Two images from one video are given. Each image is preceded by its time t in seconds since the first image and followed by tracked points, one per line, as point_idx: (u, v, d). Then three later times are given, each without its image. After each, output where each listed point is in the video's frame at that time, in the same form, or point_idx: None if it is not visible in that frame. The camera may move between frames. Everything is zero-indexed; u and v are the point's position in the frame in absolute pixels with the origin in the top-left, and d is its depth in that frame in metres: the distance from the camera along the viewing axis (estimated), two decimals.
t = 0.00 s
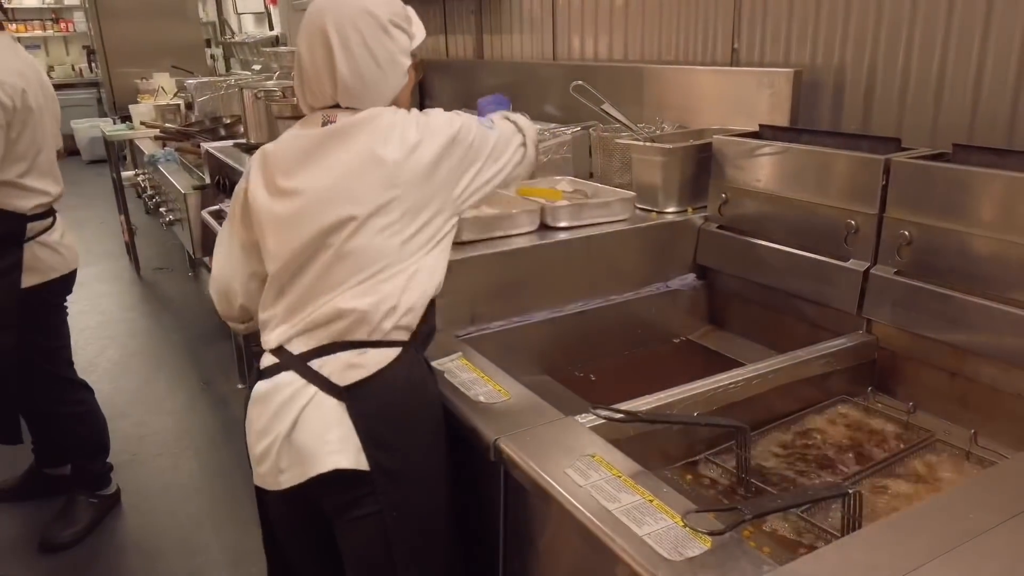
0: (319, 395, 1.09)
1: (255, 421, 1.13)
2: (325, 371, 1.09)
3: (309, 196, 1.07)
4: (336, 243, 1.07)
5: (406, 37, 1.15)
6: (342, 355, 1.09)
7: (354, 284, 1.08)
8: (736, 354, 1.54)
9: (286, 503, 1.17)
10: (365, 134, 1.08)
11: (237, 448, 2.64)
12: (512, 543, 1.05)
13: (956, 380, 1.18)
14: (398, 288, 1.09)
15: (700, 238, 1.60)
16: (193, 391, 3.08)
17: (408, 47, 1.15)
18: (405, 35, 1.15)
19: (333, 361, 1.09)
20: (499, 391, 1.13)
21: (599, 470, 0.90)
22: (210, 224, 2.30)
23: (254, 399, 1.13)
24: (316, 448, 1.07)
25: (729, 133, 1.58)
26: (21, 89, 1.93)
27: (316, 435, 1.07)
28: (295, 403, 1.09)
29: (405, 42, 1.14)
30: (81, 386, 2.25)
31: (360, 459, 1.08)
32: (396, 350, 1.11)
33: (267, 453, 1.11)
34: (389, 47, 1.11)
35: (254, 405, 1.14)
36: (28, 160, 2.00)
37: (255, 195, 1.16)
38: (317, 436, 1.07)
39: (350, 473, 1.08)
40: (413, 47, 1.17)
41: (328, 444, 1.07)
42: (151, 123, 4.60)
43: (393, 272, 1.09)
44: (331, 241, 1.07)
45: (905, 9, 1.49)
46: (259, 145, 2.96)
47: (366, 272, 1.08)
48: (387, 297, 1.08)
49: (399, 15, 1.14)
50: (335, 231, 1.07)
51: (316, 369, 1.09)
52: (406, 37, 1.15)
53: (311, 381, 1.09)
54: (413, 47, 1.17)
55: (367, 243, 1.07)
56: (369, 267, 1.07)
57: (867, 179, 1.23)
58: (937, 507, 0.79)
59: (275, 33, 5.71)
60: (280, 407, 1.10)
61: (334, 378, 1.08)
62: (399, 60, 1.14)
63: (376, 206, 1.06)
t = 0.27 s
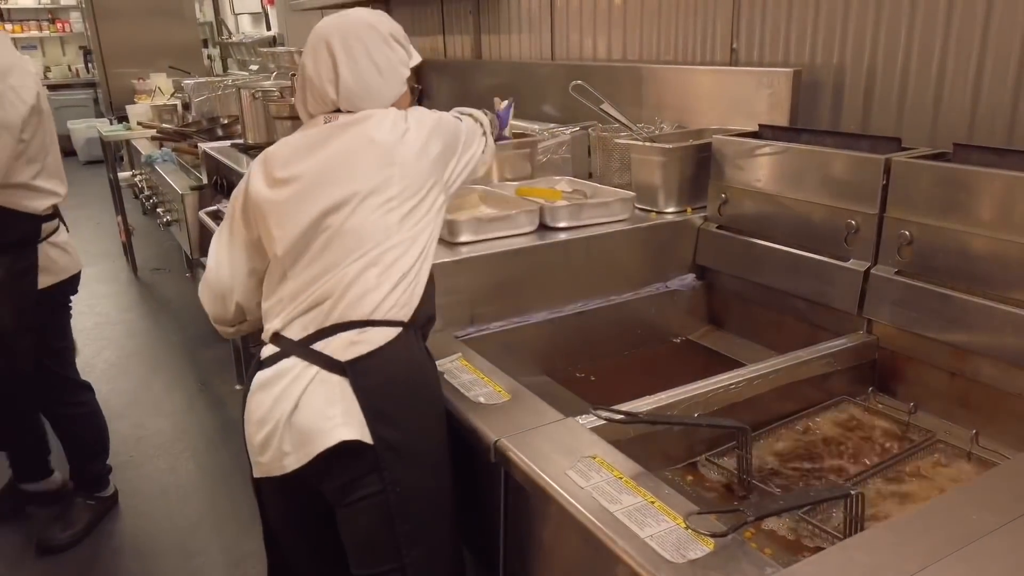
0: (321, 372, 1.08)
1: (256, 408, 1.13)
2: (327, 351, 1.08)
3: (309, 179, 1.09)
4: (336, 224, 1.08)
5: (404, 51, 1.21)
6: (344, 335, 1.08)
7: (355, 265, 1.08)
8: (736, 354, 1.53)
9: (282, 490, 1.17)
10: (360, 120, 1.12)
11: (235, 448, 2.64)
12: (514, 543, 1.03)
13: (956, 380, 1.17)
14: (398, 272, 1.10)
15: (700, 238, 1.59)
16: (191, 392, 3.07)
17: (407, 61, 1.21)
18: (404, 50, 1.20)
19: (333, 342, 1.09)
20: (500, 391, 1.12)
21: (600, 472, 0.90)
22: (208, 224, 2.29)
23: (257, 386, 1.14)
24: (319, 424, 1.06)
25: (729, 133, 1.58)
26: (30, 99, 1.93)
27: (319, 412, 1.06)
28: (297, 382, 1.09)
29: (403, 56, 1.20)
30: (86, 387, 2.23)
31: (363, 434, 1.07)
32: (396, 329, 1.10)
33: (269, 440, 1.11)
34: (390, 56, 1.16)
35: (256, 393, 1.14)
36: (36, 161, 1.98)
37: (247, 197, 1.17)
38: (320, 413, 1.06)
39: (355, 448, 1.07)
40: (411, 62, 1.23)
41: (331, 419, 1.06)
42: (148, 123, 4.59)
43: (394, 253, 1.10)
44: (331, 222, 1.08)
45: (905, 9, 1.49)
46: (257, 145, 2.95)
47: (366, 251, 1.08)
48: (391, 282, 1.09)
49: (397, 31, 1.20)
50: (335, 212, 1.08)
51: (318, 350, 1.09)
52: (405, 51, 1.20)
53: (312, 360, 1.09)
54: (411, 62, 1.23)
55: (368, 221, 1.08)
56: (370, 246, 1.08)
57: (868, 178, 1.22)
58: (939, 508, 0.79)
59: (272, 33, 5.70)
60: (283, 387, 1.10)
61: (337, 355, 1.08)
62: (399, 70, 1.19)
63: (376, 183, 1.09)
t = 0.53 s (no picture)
0: (330, 384, 1.08)
1: (262, 418, 1.12)
2: (335, 362, 1.08)
3: (305, 184, 1.07)
4: (334, 228, 1.06)
5: (394, 39, 1.18)
6: (349, 344, 1.08)
7: (357, 270, 1.07)
8: (739, 354, 1.53)
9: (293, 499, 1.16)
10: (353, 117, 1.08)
11: (235, 449, 2.63)
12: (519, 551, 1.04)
13: (962, 380, 1.17)
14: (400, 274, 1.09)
15: (703, 238, 1.59)
16: (191, 392, 3.07)
17: (398, 50, 1.18)
18: (394, 38, 1.18)
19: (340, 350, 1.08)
20: (505, 392, 1.12)
21: (607, 473, 0.89)
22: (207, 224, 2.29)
23: (264, 390, 1.13)
24: (332, 436, 1.06)
25: (732, 132, 1.58)
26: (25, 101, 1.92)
27: (330, 425, 1.07)
28: (306, 394, 1.08)
29: (394, 44, 1.17)
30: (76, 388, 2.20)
31: (376, 446, 1.08)
32: (403, 337, 1.10)
33: (278, 450, 1.11)
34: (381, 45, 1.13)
35: (262, 401, 1.13)
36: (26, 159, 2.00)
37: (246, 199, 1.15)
38: (332, 425, 1.07)
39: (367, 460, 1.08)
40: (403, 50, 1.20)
41: (343, 432, 1.06)
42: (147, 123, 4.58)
43: (394, 256, 1.08)
44: (330, 226, 1.06)
45: (908, 8, 1.49)
46: (256, 144, 2.95)
47: (366, 255, 1.07)
48: (393, 286, 1.08)
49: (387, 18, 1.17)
50: (333, 217, 1.06)
51: (324, 360, 1.08)
52: (395, 39, 1.17)
53: (321, 372, 1.09)
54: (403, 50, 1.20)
55: (366, 224, 1.06)
56: (370, 250, 1.07)
57: (872, 178, 1.22)
58: (948, 509, 0.78)
59: (271, 33, 5.70)
60: (291, 398, 1.09)
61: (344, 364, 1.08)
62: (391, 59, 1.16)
63: (373, 185, 1.06)
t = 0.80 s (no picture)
0: (329, 394, 1.08)
1: (256, 427, 1.11)
2: (335, 371, 1.07)
3: (309, 193, 1.06)
4: (337, 238, 1.06)
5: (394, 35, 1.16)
6: (349, 354, 1.08)
7: (357, 279, 1.07)
8: (739, 356, 1.53)
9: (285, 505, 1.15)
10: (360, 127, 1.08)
11: (233, 452, 2.62)
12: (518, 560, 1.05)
13: (963, 382, 1.17)
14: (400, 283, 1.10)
15: (704, 240, 1.59)
16: (189, 394, 3.06)
17: (399, 48, 1.16)
18: (394, 34, 1.15)
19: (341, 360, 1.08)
20: (507, 395, 1.12)
21: (610, 475, 0.89)
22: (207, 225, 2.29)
23: (258, 399, 1.11)
24: (329, 446, 1.05)
25: (733, 135, 1.58)
26: None
27: (327, 435, 1.05)
28: (304, 404, 1.07)
29: (394, 42, 1.15)
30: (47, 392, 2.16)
31: (374, 457, 1.07)
32: (402, 347, 1.11)
33: (273, 459, 1.09)
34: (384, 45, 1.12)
35: (257, 411, 1.12)
36: None
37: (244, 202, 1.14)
38: (330, 435, 1.05)
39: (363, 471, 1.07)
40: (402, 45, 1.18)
41: (341, 442, 1.05)
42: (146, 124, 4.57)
43: (395, 267, 1.09)
44: (333, 236, 1.06)
45: (909, 11, 1.49)
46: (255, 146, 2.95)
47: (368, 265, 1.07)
48: (394, 297, 1.09)
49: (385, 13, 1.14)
50: (336, 227, 1.06)
51: (324, 369, 1.08)
52: (396, 37, 1.15)
53: (320, 381, 1.08)
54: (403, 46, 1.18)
55: (369, 236, 1.07)
56: (371, 261, 1.07)
57: (873, 181, 1.22)
58: (950, 511, 0.78)
59: (270, 34, 5.69)
60: (287, 408, 1.08)
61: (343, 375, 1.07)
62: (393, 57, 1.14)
63: (378, 198, 1.06)
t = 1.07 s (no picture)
0: (307, 384, 1.05)
1: (230, 419, 1.08)
2: (314, 362, 1.05)
3: (289, 180, 1.04)
4: (317, 229, 1.04)
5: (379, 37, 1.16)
6: (330, 344, 1.06)
7: (338, 271, 1.05)
8: (717, 359, 1.53)
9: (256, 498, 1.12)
10: (342, 117, 1.06)
11: (198, 456, 2.56)
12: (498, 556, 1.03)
13: (939, 385, 1.18)
14: (381, 276, 1.08)
15: (682, 242, 1.59)
16: (153, 397, 2.98)
17: (382, 46, 1.16)
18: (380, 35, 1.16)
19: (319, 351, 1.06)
20: (489, 392, 1.10)
21: (595, 472, 0.88)
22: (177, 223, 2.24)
23: (232, 390, 1.08)
24: (308, 438, 1.02)
25: (713, 139, 1.59)
26: None
27: (306, 424, 1.03)
28: (282, 393, 1.04)
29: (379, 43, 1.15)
30: None
31: (354, 447, 1.05)
32: (382, 339, 1.08)
33: (248, 451, 1.06)
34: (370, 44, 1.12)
35: (231, 401, 1.08)
36: None
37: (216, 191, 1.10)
38: (308, 426, 1.03)
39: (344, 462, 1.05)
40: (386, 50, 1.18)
41: (321, 432, 1.03)
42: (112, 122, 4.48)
43: (377, 259, 1.07)
44: (312, 226, 1.04)
45: (886, 20, 1.52)
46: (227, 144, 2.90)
47: (350, 256, 1.05)
48: (376, 289, 1.07)
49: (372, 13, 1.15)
50: (316, 217, 1.04)
51: (302, 360, 1.05)
52: (380, 36, 1.15)
53: (298, 370, 1.05)
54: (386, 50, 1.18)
55: (350, 227, 1.05)
56: (353, 253, 1.05)
57: (852, 184, 1.23)
58: (934, 508, 0.79)
59: (242, 35, 5.62)
60: (263, 396, 1.05)
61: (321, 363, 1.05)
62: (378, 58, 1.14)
63: (359, 190, 1.05)
